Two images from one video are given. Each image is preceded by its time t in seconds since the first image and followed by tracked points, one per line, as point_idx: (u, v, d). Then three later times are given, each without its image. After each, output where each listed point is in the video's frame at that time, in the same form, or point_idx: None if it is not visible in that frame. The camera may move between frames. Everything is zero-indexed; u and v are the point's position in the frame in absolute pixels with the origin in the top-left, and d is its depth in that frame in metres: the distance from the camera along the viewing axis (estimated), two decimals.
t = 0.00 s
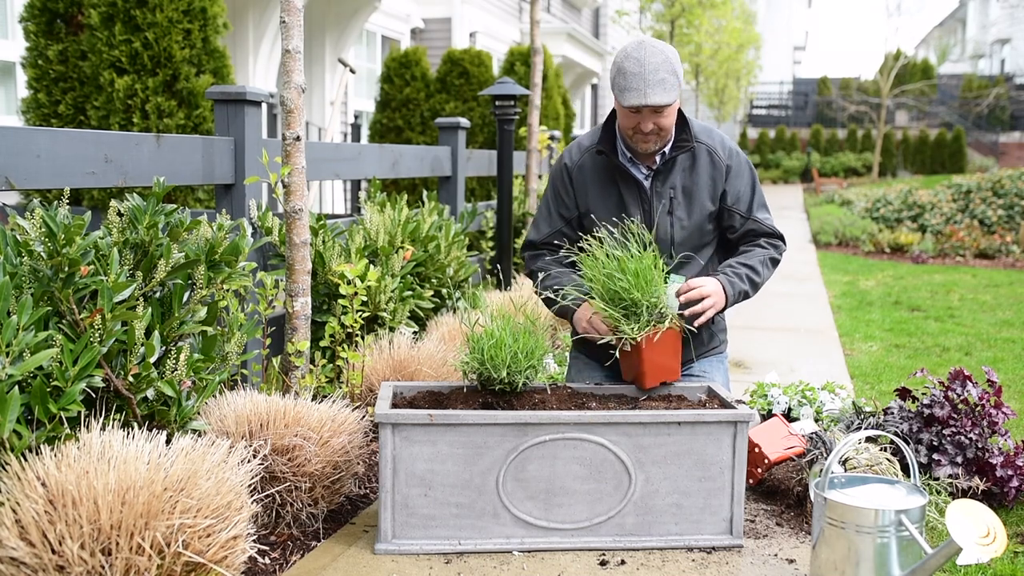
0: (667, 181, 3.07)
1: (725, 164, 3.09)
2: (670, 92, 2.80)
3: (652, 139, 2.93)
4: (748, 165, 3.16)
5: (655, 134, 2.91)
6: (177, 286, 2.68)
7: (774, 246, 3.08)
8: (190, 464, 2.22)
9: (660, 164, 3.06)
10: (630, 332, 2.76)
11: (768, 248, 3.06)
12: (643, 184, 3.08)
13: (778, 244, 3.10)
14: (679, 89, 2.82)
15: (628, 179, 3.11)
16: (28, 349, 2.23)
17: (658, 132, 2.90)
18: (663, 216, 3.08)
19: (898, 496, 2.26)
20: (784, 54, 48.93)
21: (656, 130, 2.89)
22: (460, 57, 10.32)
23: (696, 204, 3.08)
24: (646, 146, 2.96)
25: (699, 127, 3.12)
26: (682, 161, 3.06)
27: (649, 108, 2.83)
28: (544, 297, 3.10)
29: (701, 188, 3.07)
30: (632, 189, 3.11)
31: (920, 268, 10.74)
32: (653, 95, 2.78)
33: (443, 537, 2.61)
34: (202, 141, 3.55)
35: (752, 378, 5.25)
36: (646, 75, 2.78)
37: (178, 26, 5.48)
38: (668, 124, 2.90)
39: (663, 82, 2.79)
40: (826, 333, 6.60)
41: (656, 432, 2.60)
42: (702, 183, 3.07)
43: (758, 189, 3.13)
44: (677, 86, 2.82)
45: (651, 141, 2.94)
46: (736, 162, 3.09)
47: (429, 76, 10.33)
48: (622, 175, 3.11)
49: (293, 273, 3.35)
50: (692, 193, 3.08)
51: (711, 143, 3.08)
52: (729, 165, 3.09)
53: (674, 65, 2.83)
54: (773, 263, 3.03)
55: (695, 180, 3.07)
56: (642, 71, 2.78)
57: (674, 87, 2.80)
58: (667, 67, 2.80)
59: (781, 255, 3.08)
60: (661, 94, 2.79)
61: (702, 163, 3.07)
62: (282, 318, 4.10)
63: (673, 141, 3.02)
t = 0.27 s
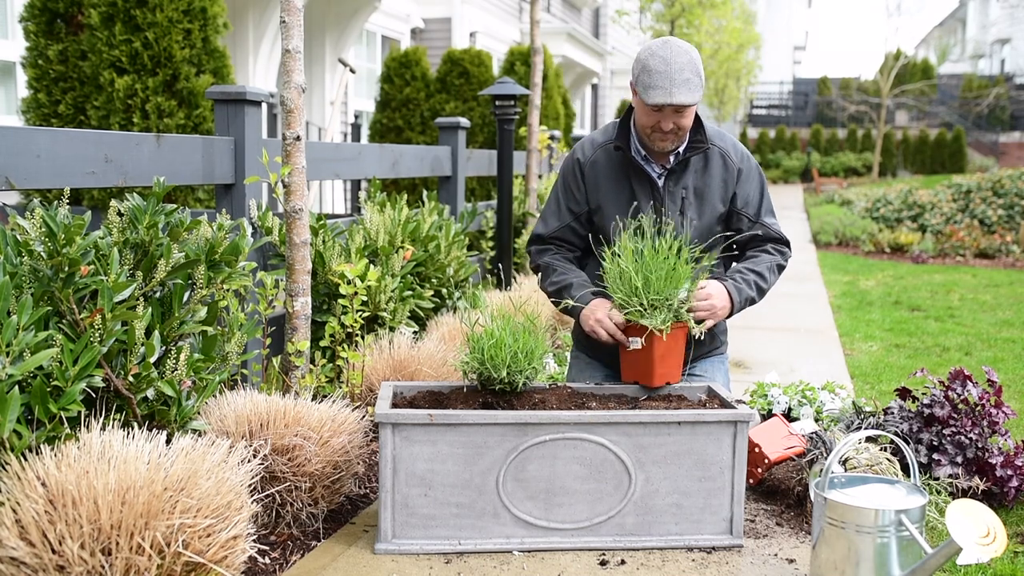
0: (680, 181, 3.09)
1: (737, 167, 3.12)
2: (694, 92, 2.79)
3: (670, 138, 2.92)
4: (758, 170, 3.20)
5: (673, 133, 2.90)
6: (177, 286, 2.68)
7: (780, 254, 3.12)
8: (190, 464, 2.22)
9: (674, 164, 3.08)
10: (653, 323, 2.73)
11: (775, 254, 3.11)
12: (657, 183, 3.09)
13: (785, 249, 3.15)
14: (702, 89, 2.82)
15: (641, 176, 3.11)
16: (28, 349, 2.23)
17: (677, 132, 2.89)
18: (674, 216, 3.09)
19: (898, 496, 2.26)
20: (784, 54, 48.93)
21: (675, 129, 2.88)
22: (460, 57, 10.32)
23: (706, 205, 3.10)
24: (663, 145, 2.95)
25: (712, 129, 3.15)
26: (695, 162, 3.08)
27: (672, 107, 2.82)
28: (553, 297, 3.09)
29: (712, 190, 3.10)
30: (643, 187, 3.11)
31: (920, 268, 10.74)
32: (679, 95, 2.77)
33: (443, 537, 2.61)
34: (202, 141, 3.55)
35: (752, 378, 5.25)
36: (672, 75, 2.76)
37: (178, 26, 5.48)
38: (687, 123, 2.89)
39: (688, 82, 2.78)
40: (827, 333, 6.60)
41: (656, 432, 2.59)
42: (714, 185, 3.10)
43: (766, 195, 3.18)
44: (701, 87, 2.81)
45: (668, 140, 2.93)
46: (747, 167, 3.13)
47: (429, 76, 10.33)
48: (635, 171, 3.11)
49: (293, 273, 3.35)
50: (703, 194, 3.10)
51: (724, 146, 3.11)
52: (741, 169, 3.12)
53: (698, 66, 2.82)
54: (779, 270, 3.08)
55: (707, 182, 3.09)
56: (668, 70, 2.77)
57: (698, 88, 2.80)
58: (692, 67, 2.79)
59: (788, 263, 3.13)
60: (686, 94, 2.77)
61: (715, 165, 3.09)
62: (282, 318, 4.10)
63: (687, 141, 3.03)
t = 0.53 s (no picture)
0: (673, 180, 3.06)
1: (730, 162, 3.08)
2: (680, 89, 2.80)
3: (660, 137, 2.92)
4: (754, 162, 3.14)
5: (663, 132, 2.90)
6: (177, 286, 2.68)
7: (778, 247, 3.05)
8: (190, 464, 2.22)
9: (666, 164, 3.06)
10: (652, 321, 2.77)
11: (771, 249, 3.04)
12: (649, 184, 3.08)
13: (784, 241, 3.07)
14: (689, 86, 2.82)
15: (634, 179, 3.10)
16: (28, 349, 2.23)
17: (667, 130, 2.89)
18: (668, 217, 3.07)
19: (898, 496, 2.26)
20: (784, 54, 48.93)
21: (664, 128, 2.88)
22: (460, 57, 10.32)
23: (700, 203, 3.07)
24: (653, 144, 2.95)
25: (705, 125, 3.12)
26: (687, 160, 3.06)
27: (659, 105, 2.83)
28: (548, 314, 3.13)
29: (705, 187, 3.07)
30: (637, 189, 3.11)
31: (921, 268, 10.74)
32: (664, 91, 2.77)
33: (444, 537, 2.61)
34: (202, 141, 3.55)
35: (752, 378, 5.25)
36: (658, 72, 2.77)
37: (178, 26, 5.48)
38: (676, 122, 2.89)
39: (673, 79, 2.78)
40: (827, 333, 6.60)
41: (656, 432, 2.59)
42: (706, 182, 3.06)
43: (761, 187, 3.12)
44: (688, 85, 2.82)
45: (658, 139, 2.93)
46: (741, 161, 3.08)
47: (429, 76, 10.33)
48: (628, 174, 3.11)
49: (293, 273, 3.35)
50: (697, 192, 3.07)
51: (716, 142, 3.07)
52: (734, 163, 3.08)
53: (684, 63, 2.83)
54: (776, 264, 3.01)
55: (700, 179, 3.06)
56: (653, 68, 2.78)
57: (684, 85, 2.80)
58: (678, 64, 2.80)
59: (787, 255, 3.04)
60: (671, 91, 2.78)
61: (707, 162, 3.06)
62: (282, 318, 4.10)
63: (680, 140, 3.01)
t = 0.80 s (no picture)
0: (665, 184, 3.08)
1: (721, 161, 3.07)
2: (662, 94, 2.80)
3: (648, 142, 2.92)
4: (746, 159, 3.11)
5: (650, 137, 2.90)
6: (177, 286, 2.68)
7: (771, 245, 3.01)
8: (190, 463, 2.22)
9: (657, 168, 3.07)
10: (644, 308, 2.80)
11: (765, 247, 3.01)
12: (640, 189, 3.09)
13: (778, 238, 3.03)
14: (672, 90, 2.83)
15: (626, 184, 3.12)
16: (28, 349, 2.23)
17: (654, 135, 2.90)
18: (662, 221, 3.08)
19: (898, 496, 2.26)
20: (784, 54, 48.94)
21: (651, 133, 2.88)
22: (461, 57, 10.33)
23: (693, 204, 3.08)
24: (642, 149, 2.95)
25: (694, 125, 3.11)
26: (678, 162, 3.06)
27: (643, 111, 2.83)
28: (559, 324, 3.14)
29: (697, 188, 3.07)
30: (630, 194, 3.12)
31: (921, 268, 10.74)
32: (645, 98, 2.78)
33: (444, 537, 2.61)
34: (202, 141, 3.55)
35: (752, 378, 5.25)
36: (638, 79, 2.78)
37: (178, 26, 5.48)
38: (663, 127, 2.89)
39: (655, 85, 2.79)
40: (826, 333, 6.60)
41: (655, 432, 2.59)
42: (698, 184, 3.07)
43: (755, 183, 3.10)
44: (670, 89, 2.82)
45: (647, 144, 2.94)
46: (732, 159, 3.06)
47: (429, 76, 10.33)
48: (621, 181, 3.13)
49: (293, 274, 3.35)
50: (689, 194, 3.08)
51: (706, 142, 3.07)
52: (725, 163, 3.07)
53: (667, 67, 2.83)
54: (770, 264, 2.98)
55: (691, 182, 3.07)
56: (634, 74, 2.79)
57: (666, 90, 2.81)
58: (660, 70, 2.80)
59: (781, 252, 3.01)
60: (653, 97, 2.79)
61: (698, 163, 3.06)
62: (282, 318, 4.10)
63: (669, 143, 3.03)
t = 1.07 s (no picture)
0: (675, 186, 3.05)
1: (731, 168, 3.09)
2: (686, 90, 2.79)
3: (668, 139, 2.91)
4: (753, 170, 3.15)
5: (669, 135, 2.89)
6: (177, 286, 2.68)
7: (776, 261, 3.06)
8: (190, 464, 2.22)
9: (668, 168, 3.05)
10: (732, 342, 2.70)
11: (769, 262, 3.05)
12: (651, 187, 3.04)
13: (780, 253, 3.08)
14: (694, 87, 2.82)
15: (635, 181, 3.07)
16: (29, 349, 2.23)
17: (673, 132, 2.88)
18: (670, 222, 3.06)
19: (898, 496, 2.26)
20: (784, 54, 48.95)
21: (671, 130, 2.87)
22: (460, 57, 10.33)
23: (701, 210, 3.07)
24: (659, 147, 2.93)
25: (705, 130, 3.12)
26: (689, 165, 3.05)
27: (666, 106, 2.82)
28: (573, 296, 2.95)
29: (706, 194, 3.07)
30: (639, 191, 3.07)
31: (920, 268, 10.74)
32: (671, 92, 2.76)
33: (444, 537, 2.61)
34: (202, 141, 3.55)
35: (752, 378, 5.25)
36: (665, 72, 2.76)
37: (178, 26, 5.48)
38: (681, 125, 2.89)
39: (680, 80, 2.78)
40: (826, 333, 6.60)
41: (655, 432, 2.59)
42: (708, 188, 3.06)
43: (760, 197, 3.13)
44: (693, 84, 2.81)
45: (664, 143, 2.92)
46: (741, 168, 3.09)
47: (429, 76, 10.33)
48: (629, 178, 3.07)
49: (293, 274, 3.35)
50: (698, 198, 3.07)
51: (717, 147, 3.08)
52: (734, 171, 3.09)
53: (688, 64, 2.83)
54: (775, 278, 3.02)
55: (702, 185, 3.06)
56: (659, 69, 2.77)
57: (690, 86, 2.80)
58: (683, 66, 2.80)
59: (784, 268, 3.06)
60: (678, 92, 2.77)
61: (709, 168, 3.06)
62: (282, 318, 4.10)
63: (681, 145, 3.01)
